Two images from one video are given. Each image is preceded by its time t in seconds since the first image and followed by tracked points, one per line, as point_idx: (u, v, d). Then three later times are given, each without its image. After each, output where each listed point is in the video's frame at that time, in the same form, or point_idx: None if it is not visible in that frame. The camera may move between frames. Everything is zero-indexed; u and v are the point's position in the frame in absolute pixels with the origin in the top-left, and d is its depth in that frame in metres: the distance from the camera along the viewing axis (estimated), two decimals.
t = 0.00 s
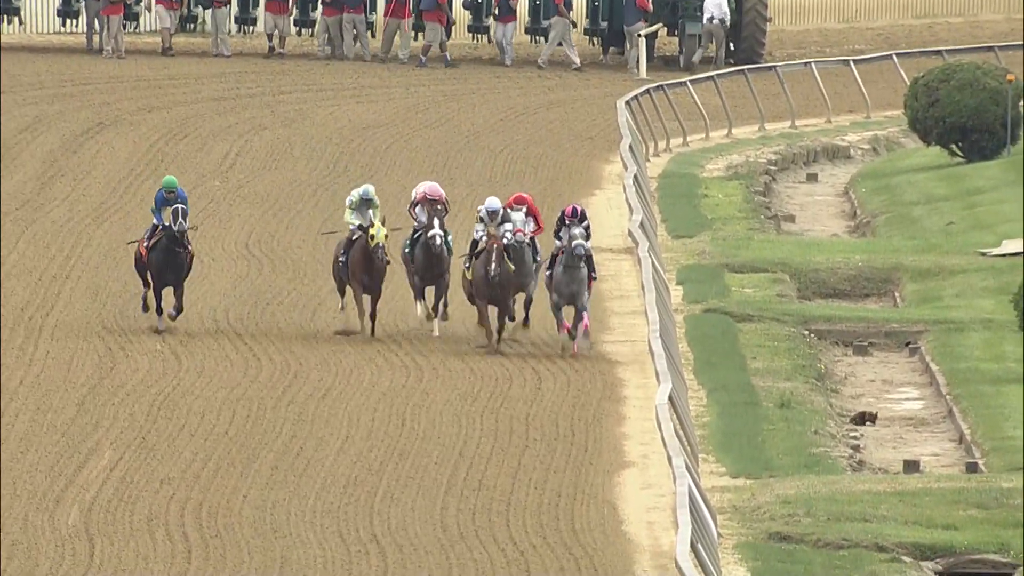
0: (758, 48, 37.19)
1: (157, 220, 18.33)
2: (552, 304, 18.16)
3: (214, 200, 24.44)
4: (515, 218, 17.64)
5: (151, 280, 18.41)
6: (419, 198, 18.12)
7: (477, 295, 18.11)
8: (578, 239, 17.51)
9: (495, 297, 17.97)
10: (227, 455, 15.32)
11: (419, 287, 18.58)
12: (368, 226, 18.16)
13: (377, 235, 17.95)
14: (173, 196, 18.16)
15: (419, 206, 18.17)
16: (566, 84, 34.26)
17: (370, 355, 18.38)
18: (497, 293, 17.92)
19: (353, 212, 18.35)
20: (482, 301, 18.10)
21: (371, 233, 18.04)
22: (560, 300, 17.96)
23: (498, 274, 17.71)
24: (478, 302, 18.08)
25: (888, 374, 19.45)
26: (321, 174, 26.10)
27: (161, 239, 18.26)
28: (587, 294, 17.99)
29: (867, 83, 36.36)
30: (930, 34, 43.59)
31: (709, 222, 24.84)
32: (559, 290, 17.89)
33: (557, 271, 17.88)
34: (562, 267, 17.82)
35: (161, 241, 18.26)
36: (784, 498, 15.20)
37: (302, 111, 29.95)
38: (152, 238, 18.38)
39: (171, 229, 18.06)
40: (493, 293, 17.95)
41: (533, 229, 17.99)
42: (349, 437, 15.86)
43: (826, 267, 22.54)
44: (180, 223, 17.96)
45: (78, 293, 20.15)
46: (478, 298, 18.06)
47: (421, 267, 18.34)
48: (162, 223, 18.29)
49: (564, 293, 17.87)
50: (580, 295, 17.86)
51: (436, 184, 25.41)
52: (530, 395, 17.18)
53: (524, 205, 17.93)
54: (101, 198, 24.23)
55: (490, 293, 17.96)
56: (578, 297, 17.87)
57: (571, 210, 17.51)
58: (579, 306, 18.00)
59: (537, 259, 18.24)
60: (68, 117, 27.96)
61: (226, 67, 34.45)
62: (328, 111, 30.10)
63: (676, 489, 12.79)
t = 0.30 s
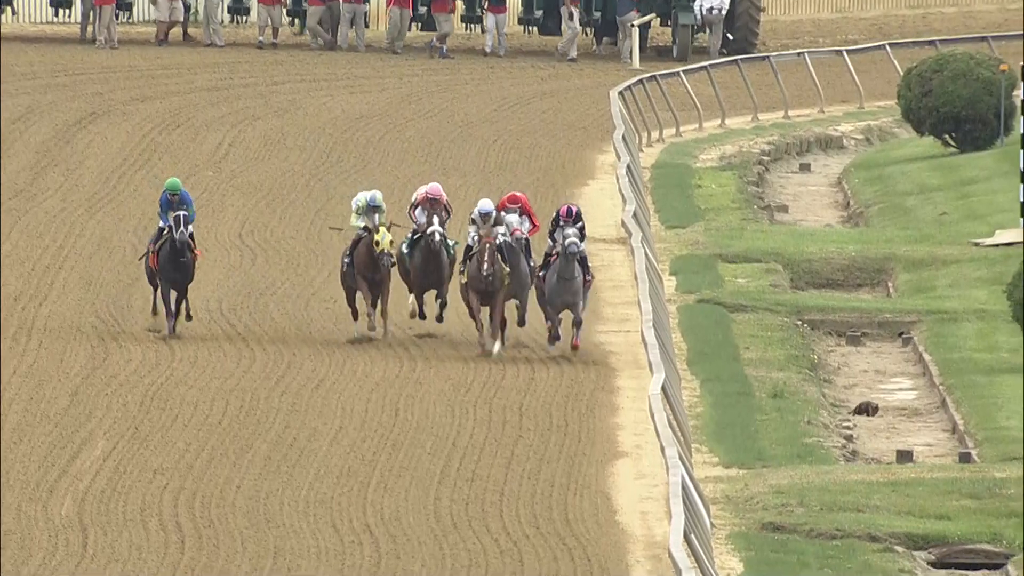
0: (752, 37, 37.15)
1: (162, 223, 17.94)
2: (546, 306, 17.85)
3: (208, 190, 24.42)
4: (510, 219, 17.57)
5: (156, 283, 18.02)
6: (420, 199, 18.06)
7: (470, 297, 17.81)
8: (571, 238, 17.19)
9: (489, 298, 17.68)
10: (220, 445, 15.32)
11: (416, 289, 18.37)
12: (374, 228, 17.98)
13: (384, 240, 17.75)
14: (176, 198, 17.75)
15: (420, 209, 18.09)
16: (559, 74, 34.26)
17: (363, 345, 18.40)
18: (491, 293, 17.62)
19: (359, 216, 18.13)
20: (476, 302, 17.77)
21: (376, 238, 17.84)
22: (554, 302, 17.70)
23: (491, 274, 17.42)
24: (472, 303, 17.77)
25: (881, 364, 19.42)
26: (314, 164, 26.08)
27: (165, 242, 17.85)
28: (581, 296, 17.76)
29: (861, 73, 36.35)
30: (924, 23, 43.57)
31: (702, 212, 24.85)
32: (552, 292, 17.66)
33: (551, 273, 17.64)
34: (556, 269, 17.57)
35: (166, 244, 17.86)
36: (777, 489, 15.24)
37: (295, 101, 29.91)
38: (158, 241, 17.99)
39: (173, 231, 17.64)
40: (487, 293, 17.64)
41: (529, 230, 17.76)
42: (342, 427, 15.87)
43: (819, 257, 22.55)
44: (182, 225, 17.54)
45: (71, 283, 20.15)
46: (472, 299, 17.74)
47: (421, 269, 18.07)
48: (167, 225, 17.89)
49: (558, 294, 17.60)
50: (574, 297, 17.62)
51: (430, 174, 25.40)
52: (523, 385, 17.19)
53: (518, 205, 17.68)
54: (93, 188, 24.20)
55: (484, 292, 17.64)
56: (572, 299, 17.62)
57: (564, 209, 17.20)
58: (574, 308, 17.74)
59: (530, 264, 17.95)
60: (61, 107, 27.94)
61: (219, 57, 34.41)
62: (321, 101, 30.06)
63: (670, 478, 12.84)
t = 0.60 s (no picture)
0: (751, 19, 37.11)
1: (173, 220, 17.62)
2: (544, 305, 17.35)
3: (206, 173, 24.40)
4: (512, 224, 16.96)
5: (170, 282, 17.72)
6: (425, 194, 17.47)
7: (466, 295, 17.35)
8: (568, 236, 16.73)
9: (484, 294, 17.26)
10: (218, 428, 15.32)
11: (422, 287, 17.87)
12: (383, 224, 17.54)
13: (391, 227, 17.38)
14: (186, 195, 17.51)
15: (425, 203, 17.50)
16: (558, 57, 34.23)
17: (362, 328, 18.40)
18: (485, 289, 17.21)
19: (369, 212, 17.68)
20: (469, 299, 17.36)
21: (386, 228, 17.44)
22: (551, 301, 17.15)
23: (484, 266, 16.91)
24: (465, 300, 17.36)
25: (880, 347, 19.38)
26: (312, 147, 26.06)
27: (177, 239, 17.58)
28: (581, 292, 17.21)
29: (859, 56, 36.31)
30: (922, 6, 43.51)
31: (701, 196, 24.84)
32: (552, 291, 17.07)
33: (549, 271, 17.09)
34: (553, 266, 17.05)
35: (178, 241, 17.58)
36: (775, 472, 15.26)
37: (293, 84, 29.89)
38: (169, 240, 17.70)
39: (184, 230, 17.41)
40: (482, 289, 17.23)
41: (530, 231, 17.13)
42: (340, 410, 15.87)
43: (818, 241, 22.54)
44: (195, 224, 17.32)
45: (69, 266, 20.16)
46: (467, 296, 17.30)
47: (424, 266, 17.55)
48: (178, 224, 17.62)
49: (557, 293, 17.03)
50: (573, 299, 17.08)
51: (428, 158, 25.38)
52: (521, 369, 17.19)
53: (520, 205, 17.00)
54: (91, 170, 24.18)
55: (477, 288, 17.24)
56: (572, 297, 17.05)
57: (566, 206, 16.70)
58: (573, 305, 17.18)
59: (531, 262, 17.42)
60: (59, 90, 27.92)
61: (218, 40, 34.36)
62: (320, 84, 30.03)
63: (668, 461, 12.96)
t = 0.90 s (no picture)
0: None
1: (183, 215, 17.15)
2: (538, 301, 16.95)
3: (202, 153, 24.40)
4: (512, 216, 16.59)
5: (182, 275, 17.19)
6: (427, 189, 17.15)
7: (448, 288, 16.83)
8: (562, 230, 16.49)
9: (469, 288, 16.68)
10: (215, 407, 15.35)
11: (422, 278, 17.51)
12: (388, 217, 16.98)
13: (396, 213, 16.92)
14: (197, 187, 17.07)
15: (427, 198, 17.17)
16: (554, 36, 34.20)
17: (358, 308, 18.41)
18: (471, 282, 16.64)
19: (376, 204, 17.17)
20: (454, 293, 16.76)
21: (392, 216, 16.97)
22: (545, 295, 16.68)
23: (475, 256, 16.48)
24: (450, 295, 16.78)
25: (875, 327, 19.38)
26: (308, 126, 26.06)
27: (186, 230, 17.07)
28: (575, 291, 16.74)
29: (856, 35, 36.29)
30: None
31: (697, 175, 24.84)
32: (545, 284, 16.65)
33: (542, 265, 16.68)
34: (547, 259, 16.65)
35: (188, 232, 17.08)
36: (771, 451, 15.29)
37: (289, 64, 29.86)
38: (179, 232, 17.19)
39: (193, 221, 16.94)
40: (469, 282, 16.65)
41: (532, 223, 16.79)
42: (337, 390, 15.89)
43: (814, 220, 22.55)
44: (203, 214, 16.86)
45: (66, 245, 20.18)
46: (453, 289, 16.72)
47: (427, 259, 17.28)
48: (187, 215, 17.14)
49: (551, 286, 16.62)
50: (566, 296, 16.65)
51: (424, 137, 25.38)
52: (517, 350, 17.21)
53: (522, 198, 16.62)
54: (88, 149, 24.18)
55: (463, 281, 16.65)
56: (566, 291, 16.62)
57: (560, 199, 16.60)
58: (567, 301, 16.70)
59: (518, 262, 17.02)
60: (55, 69, 27.90)
61: (215, 19, 34.31)
62: (316, 64, 30.00)
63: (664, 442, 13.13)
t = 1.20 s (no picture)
0: None
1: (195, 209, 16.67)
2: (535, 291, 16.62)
3: (200, 132, 24.37)
4: (514, 203, 16.30)
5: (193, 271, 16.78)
6: (429, 180, 16.64)
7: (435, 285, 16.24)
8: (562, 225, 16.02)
9: (457, 286, 16.07)
10: (214, 386, 15.36)
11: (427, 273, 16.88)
12: (393, 210, 16.45)
13: (400, 209, 16.37)
14: (207, 180, 16.45)
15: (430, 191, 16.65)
16: (553, 15, 34.15)
17: (357, 287, 18.40)
18: (460, 280, 16.02)
19: (380, 197, 16.62)
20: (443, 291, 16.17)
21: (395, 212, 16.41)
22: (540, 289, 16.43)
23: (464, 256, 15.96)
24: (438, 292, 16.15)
25: (874, 305, 19.37)
26: (307, 105, 26.03)
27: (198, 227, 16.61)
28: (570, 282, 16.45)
29: (856, 15, 36.26)
30: None
31: (695, 155, 24.82)
32: (540, 277, 16.34)
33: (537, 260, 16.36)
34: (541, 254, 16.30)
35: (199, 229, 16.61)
36: (770, 431, 15.29)
37: (288, 43, 29.82)
38: (190, 226, 16.71)
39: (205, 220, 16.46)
40: (458, 280, 16.03)
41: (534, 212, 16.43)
42: (335, 370, 15.90)
43: (813, 200, 22.54)
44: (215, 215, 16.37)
45: (64, 224, 20.17)
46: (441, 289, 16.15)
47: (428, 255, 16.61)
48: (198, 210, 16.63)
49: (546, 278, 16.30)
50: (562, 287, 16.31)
51: (423, 117, 25.35)
52: (516, 330, 17.20)
53: (524, 187, 16.32)
54: (86, 129, 24.15)
55: (452, 279, 16.03)
56: (561, 284, 16.31)
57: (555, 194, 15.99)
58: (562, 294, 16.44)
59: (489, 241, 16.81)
60: (54, 49, 27.86)
61: None
62: (314, 43, 29.96)
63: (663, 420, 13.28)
